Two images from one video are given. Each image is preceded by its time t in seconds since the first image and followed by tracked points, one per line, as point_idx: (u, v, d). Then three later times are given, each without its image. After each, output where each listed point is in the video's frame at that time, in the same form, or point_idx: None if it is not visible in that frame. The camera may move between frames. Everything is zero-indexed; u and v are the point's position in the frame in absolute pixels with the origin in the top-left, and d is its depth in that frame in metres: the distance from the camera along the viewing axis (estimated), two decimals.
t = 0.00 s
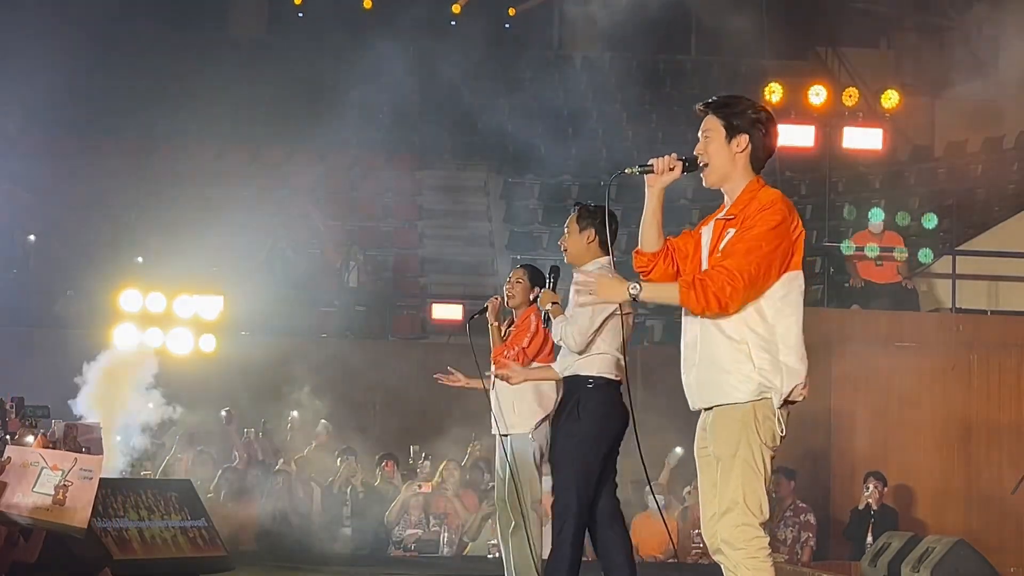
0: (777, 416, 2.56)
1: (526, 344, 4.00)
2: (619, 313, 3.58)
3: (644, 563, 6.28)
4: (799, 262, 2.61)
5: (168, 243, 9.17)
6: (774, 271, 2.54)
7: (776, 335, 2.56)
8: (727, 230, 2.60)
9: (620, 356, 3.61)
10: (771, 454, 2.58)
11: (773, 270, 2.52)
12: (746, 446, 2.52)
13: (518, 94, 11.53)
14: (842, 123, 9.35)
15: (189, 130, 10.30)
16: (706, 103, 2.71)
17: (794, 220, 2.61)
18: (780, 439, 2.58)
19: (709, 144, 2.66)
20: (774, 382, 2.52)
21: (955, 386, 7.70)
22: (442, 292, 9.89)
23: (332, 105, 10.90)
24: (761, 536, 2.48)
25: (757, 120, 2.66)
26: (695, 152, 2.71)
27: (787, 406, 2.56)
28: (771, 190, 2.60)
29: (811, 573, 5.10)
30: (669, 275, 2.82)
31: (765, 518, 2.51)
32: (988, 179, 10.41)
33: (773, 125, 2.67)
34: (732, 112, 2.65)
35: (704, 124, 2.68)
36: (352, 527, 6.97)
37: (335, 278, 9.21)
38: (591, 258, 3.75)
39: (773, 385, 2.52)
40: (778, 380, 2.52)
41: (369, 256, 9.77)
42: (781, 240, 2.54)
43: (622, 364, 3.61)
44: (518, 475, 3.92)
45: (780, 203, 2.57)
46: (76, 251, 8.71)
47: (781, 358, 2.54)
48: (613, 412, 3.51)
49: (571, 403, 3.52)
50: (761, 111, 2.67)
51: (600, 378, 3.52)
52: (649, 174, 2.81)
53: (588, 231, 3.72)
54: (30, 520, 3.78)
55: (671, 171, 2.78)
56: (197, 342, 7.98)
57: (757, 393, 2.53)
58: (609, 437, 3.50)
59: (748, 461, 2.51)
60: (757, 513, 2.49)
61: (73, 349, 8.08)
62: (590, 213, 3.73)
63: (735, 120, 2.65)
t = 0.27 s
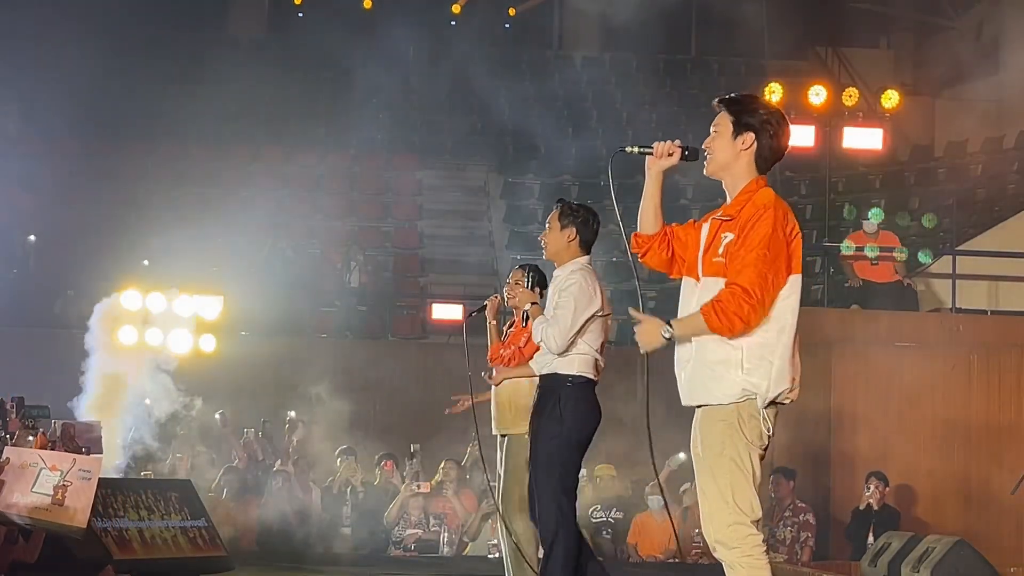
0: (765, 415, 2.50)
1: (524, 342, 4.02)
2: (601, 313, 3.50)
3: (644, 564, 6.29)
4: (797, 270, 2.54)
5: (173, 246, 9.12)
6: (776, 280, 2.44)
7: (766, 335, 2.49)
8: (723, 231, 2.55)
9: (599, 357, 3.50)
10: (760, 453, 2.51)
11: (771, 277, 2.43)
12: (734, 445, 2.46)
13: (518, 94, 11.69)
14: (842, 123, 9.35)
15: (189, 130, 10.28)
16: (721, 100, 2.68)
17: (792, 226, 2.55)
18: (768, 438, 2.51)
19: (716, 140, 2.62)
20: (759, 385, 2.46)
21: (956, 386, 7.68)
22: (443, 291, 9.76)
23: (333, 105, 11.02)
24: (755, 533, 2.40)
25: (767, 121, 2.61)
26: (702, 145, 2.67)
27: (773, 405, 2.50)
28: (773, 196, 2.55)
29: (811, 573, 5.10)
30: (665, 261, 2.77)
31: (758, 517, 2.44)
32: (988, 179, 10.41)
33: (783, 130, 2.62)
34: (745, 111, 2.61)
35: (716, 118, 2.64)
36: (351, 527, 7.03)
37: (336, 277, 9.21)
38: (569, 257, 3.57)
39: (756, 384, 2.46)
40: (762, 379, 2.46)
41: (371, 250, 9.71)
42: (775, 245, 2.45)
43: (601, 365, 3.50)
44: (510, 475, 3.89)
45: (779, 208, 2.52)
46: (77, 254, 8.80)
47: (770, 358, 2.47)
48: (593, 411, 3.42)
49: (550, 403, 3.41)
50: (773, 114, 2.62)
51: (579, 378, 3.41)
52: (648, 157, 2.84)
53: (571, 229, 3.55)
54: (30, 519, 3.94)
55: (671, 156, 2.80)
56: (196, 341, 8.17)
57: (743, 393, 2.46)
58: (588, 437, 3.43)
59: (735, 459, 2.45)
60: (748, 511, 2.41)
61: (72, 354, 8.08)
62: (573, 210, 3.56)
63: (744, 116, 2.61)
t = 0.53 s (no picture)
0: (763, 418, 2.50)
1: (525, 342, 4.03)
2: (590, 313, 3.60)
3: (644, 564, 6.31)
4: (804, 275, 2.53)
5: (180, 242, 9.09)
6: (784, 284, 2.43)
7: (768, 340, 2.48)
8: (723, 238, 2.55)
9: (585, 356, 3.61)
10: (756, 457, 2.51)
11: (781, 282, 2.41)
12: (729, 449, 2.46)
13: (518, 95, 11.67)
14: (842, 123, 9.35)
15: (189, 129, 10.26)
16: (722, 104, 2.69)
17: (793, 228, 2.53)
18: (766, 444, 2.51)
19: (713, 144, 2.63)
20: (760, 388, 2.47)
21: (956, 387, 7.68)
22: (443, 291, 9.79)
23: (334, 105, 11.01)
24: (745, 536, 2.41)
25: (764, 126, 2.60)
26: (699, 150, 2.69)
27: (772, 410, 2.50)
28: (773, 200, 2.54)
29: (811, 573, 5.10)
30: (670, 274, 2.78)
31: (750, 522, 2.44)
32: (988, 178, 10.41)
33: (783, 134, 2.61)
34: (742, 116, 2.61)
35: (714, 123, 2.66)
36: (350, 527, 7.02)
37: (336, 277, 9.20)
38: (558, 257, 3.70)
39: (756, 388, 2.46)
40: (762, 384, 2.46)
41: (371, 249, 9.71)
42: (780, 250, 2.44)
43: (586, 364, 3.62)
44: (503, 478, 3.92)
45: (776, 210, 2.51)
46: (75, 253, 8.78)
47: (771, 363, 2.47)
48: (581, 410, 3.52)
49: (539, 403, 3.51)
50: (770, 116, 2.61)
51: (567, 377, 3.52)
52: (638, 174, 2.85)
53: (558, 229, 3.66)
54: (29, 518, 3.93)
55: (659, 170, 2.82)
56: (197, 341, 7.97)
57: (742, 396, 2.47)
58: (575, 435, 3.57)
59: (730, 461, 2.45)
60: (740, 513, 2.41)
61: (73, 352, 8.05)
62: (562, 211, 3.67)
63: (741, 121, 2.61)
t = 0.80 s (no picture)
0: (764, 418, 2.50)
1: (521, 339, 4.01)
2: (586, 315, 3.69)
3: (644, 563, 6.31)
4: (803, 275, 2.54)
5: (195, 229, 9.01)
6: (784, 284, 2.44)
7: (769, 340, 2.48)
8: (726, 238, 2.54)
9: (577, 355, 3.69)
10: (756, 459, 2.51)
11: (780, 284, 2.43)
12: (729, 450, 2.46)
13: (518, 95, 11.68)
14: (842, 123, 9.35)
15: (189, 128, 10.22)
16: (723, 106, 2.70)
17: (794, 227, 2.54)
18: (766, 445, 2.51)
19: (714, 145, 2.62)
20: (760, 389, 2.47)
21: (956, 387, 7.67)
22: (446, 291, 9.76)
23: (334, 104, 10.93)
24: (744, 537, 2.41)
25: (765, 128, 2.60)
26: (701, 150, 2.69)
27: (772, 411, 2.50)
28: (774, 201, 2.54)
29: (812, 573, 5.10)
30: (669, 274, 2.77)
31: (750, 522, 2.44)
32: (989, 178, 10.41)
33: (785, 135, 2.61)
34: (743, 118, 2.61)
35: (715, 124, 2.66)
36: (351, 527, 7.07)
37: (337, 277, 9.20)
38: (556, 256, 3.79)
39: (758, 391, 2.47)
40: (763, 387, 2.47)
41: (372, 246, 9.68)
42: (781, 250, 2.46)
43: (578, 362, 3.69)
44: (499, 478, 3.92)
45: (778, 211, 2.51)
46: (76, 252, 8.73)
47: (771, 362, 2.47)
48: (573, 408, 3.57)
49: (532, 403, 3.55)
50: (771, 117, 2.61)
51: (559, 375, 3.57)
52: (643, 171, 2.88)
53: (556, 229, 3.76)
54: (29, 519, 3.93)
55: (664, 169, 2.84)
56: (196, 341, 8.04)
57: (744, 398, 2.47)
58: (567, 433, 3.61)
59: (730, 463, 2.45)
60: (741, 515, 2.41)
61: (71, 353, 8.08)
62: (558, 211, 3.77)
63: (742, 122, 2.61)
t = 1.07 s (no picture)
0: (760, 428, 2.50)
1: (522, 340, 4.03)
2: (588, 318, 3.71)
3: (644, 563, 6.32)
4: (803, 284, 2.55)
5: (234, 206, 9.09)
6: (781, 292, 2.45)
7: (768, 350, 2.50)
8: (728, 246, 2.54)
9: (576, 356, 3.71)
10: (750, 468, 2.52)
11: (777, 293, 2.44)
12: (723, 457, 2.46)
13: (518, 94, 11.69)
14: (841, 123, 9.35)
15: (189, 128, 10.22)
16: (722, 114, 2.69)
17: (795, 236, 2.54)
18: (760, 456, 2.52)
19: (715, 153, 2.63)
20: (760, 397, 2.48)
21: (955, 386, 7.61)
22: (445, 292, 9.75)
23: (334, 103, 10.93)
24: (729, 542, 2.41)
25: (765, 134, 2.60)
26: (701, 158, 2.69)
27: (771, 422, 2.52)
28: (775, 209, 2.54)
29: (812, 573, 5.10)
30: (672, 282, 2.76)
31: (736, 531, 2.44)
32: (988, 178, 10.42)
33: (785, 142, 2.61)
34: (743, 125, 2.61)
35: (715, 132, 2.65)
36: (350, 527, 7.07)
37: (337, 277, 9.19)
38: (555, 257, 3.81)
39: (757, 400, 2.47)
40: (763, 396, 2.47)
41: (371, 245, 9.66)
42: (781, 258, 2.47)
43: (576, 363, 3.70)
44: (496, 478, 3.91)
45: (779, 219, 2.51)
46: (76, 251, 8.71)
47: (770, 371, 2.49)
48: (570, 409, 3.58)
49: (530, 403, 3.56)
50: (770, 123, 2.61)
51: (557, 377, 3.58)
52: (649, 178, 2.87)
53: (555, 229, 3.77)
54: (30, 518, 3.83)
55: (670, 176, 2.83)
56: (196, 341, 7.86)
57: (743, 405, 2.47)
58: (564, 433, 3.62)
59: (723, 469, 2.45)
60: (727, 521, 2.41)
61: (73, 343, 8.08)
62: (557, 211, 3.77)
63: (742, 130, 2.61)
